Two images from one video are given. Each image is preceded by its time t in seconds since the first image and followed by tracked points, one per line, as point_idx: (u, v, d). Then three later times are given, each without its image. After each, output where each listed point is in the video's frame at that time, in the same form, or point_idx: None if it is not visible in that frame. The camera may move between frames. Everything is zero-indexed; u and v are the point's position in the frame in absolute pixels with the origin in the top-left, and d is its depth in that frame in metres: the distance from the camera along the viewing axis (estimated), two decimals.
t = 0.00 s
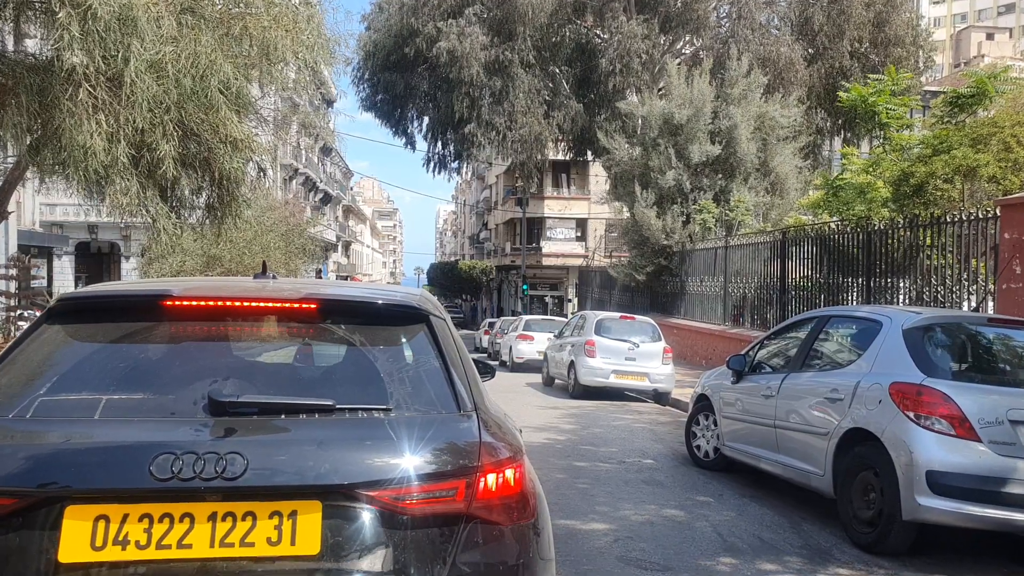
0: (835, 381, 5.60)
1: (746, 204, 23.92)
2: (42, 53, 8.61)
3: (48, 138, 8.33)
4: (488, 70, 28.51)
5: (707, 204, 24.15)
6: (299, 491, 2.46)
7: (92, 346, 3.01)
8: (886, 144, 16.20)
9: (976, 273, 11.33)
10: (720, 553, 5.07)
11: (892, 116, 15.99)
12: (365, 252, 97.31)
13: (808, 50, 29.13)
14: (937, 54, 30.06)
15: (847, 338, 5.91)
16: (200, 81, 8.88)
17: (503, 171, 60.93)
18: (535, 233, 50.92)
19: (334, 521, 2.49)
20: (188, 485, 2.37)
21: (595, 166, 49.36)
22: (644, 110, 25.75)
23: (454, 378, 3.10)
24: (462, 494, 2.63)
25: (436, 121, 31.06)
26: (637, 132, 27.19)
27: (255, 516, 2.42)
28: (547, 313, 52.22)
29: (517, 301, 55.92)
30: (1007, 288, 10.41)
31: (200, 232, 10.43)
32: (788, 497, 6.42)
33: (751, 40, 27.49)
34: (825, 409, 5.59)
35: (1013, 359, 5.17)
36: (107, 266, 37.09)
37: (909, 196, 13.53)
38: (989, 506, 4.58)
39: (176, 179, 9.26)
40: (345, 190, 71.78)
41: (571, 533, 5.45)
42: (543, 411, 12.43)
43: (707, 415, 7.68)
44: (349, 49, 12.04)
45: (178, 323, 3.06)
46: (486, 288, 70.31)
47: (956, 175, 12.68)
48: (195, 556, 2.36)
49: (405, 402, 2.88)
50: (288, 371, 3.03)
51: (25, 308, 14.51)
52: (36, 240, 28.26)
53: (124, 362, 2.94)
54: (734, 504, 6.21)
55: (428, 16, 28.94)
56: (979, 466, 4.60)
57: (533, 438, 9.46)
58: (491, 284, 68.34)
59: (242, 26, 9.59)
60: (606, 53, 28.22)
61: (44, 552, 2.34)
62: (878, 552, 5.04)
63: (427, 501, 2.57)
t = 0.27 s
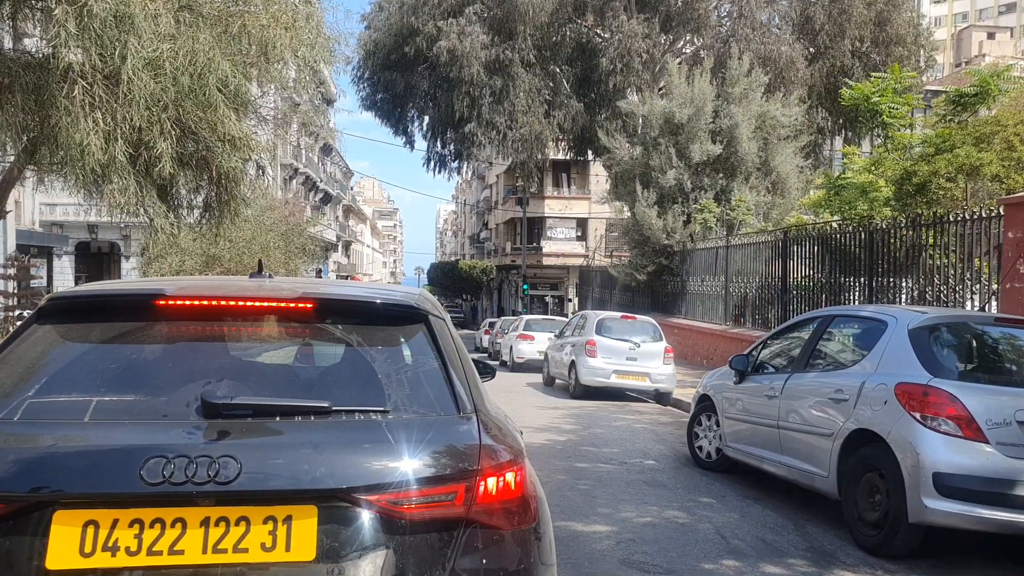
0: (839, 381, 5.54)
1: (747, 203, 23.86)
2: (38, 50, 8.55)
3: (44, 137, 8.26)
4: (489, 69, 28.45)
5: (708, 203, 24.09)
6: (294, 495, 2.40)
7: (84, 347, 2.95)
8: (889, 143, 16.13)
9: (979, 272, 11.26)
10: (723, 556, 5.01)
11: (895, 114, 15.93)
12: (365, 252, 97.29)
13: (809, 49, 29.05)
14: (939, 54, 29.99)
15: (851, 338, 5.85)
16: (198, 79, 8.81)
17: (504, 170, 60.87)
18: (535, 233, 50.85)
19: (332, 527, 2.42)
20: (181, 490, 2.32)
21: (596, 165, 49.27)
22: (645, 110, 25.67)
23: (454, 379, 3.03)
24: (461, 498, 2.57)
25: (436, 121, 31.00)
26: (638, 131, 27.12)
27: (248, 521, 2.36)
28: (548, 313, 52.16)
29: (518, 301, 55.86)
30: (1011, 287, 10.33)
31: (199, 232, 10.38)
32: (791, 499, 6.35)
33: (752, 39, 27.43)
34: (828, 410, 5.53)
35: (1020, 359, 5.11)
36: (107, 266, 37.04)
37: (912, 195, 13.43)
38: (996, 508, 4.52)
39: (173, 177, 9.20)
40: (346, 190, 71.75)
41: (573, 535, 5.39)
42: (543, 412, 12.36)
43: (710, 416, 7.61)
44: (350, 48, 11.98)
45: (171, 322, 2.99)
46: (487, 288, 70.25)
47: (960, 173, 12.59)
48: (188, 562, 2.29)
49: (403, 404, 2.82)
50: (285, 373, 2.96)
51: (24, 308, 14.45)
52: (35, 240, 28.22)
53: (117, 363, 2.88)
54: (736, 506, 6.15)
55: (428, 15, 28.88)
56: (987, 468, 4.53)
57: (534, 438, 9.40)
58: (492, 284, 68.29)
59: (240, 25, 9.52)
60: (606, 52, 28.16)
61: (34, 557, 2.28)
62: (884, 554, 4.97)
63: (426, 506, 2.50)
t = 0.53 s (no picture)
0: (841, 381, 5.51)
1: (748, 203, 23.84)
2: (37, 49, 8.53)
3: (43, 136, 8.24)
4: (489, 68, 28.42)
5: (709, 203, 24.08)
6: (293, 496, 2.37)
7: (81, 347, 2.92)
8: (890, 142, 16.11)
9: (981, 272, 11.23)
10: (725, 557, 4.98)
11: (897, 114, 15.89)
12: (366, 252, 97.28)
13: (810, 48, 29.02)
14: (940, 53, 29.96)
15: (853, 338, 5.82)
16: (197, 78, 8.77)
17: (504, 170, 60.85)
18: (535, 232, 50.83)
19: (331, 527, 2.39)
20: (179, 490, 2.29)
21: (596, 165, 49.24)
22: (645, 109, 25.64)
23: (454, 380, 3.00)
24: (461, 499, 2.54)
25: (437, 120, 30.98)
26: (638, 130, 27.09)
27: (246, 522, 2.33)
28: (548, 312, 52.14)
29: (518, 300, 55.84)
30: (1013, 286, 10.30)
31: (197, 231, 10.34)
32: (792, 500, 6.32)
33: (753, 38, 27.40)
34: (831, 410, 5.50)
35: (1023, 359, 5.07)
36: (107, 265, 37.02)
37: (914, 194, 13.38)
38: (1000, 509, 4.49)
39: (172, 177, 9.17)
40: (346, 190, 71.76)
41: (574, 536, 5.36)
42: (544, 412, 12.34)
43: (710, 416, 7.58)
44: (350, 47, 11.96)
45: (169, 321, 2.96)
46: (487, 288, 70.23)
47: (961, 173, 12.55)
48: (185, 564, 2.26)
49: (403, 404, 2.79)
50: (284, 373, 2.93)
51: (24, 308, 14.43)
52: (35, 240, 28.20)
53: (115, 362, 2.85)
54: (738, 506, 6.12)
55: (428, 14, 28.85)
56: (990, 469, 4.50)
57: (535, 439, 9.37)
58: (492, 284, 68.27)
59: (240, 24, 9.48)
60: (607, 52, 28.13)
61: (30, 559, 2.25)
62: (886, 555, 4.95)
63: (425, 507, 2.48)
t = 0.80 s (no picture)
0: (842, 382, 5.51)
1: (748, 203, 23.86)
2: (37, 49, 8.54)
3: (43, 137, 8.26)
4: (489, 69, 28.43)
5: (709, 203, 24.10)
6: (293, 496, 2.38)
7: (82, 346, 2.92)
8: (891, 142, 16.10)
9: (981, 272, 11.23)
10: (725, 557, 4.98)
11: (898, 113, 15.86)
12: (366, 252, 97.30)
13: (810, 49, 29.01)
14: (940, 53, 29.96)
15: (853, 338, 5.82)
16: (198, 78, 8.78)
17: (505, 170, 60.85)
18: (536, 232, 50.92)
19: (331, 528, 2.40)
20: (179, 490, 2.29)
21: (597, 165, 49.23)
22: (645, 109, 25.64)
23: (454, 379, 3.01)
24: (461, 499, 2.55)
25: (437, 121, 31.00)
26: (639, 130, 27.10)
27: (247, 523, 2.33)
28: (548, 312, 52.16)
29: (518, 300, 55.88)
30: (1013, 287, 10.29)
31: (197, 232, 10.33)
32: (792, 500, 6.33)
33: (753, 38, 27.39)
34: (831, 410, 5.50)
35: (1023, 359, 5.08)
36: (107, 266, 37.08)
37: (914, 195, 13.37)
38: (1000, 510, 4.49)
39: (173, 177, 9.19)
40: (346, 190, 71.77)
41: (573, 536, 5.36)
42: (544, 412, 12.35)
43: (711, 416, 7.58)
44: (350, 48, 11.96)
45: (170, 322, 2.96)
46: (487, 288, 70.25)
47: (961, 173, 12.54)
48: (186, 563, 2.26)
49: (403, 405, 2.79)
50: (285, 373, 2.93)
51: (24, 308, 14.45)
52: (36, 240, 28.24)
53: (115, 362, 2.85)
54: (738, 506, 6.13)
55: (428, 15, 28.86)
56: (990, 469, 4.51)
57: (535, 439, 9.37)
58: (492, 284, 68.28)
59: (241, 24, 9.49)
60: (607, 52, 28.13)
61: (31, 558, 2.26)
62: (886, 556, 4.95)
63: (425, 507, 2.48)
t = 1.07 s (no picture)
0: (842, 381, 5.50)
1: (748, 203, 23.86)
2: (38, 48, 8.54)
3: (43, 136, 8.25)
4: (489, 68, 28.42)
5: (709, 202, 24.10)
6: (294, 495, 2.37)
7: (84, 346, 2.92)
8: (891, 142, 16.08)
9: (981, 272, 11.24)
10: (725, 557, 4.98)
11: (898, 113, 15.84)
12: (366, 252, 97.34)
13: (810, 48, 28.99)
14: (940, 53, 29.95)
15: (853, 338, 5.82)
16: (198, 78, 8.77)
17: (505, 170, 60.84)
18: (536, 232, 50.93)
19: (332, 527, 2.39)
20: (182, 489, 2.29)
21: (597, 164, 49.22)
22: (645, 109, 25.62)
23: (453, 379, 3.00)
24: (461, 498, 2.54)
25: (437, 120, 31.00)
26: (639, 130, 27.10)
27: (248, 521, 2.33)
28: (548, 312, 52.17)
29: (518, 300, 55.90)
30: (1014, 287, 10.28)
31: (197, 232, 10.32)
32: (792, 500, 6.32)
33: (753, 38, 27.39)
34: (832, 410, 5.50)
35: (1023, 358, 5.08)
36: (107, 265, 37.15)
37: (914, 194, 13.36)
38: (1001, 509, 4.49)
39: (173, 177, 9.18)
40: (346, 189, 71.80)
41: (573, 536, 5.36)
42: (544, 411, 12.35)
43: (711, 415, 7.59)
44: (350, 47, 11.96)
45: (171, 322, 2.96)
46: (487, 288, 70.26)
47: (962, 172, 12.53)
48: (188, 561, 2.26)
49: (403, 404, 2.79)
50: (286, 372, 2.93)
51: (24, 308, 14.44)
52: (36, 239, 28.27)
53: (117, 361, 2.85)
54: (738, 506, 6.12)
55: (428, 14, 28.86)
56: (990, 469, 4.51)
57: (535, 439, 9.37)
58: (493, 283, 68.29)
59: (241, 24, 9.49)
60: (607, 52, 28.13)
61: (33, 558, 2.25)
62: (886, 556, 4.95)
63: (426, 505, 2.48)
